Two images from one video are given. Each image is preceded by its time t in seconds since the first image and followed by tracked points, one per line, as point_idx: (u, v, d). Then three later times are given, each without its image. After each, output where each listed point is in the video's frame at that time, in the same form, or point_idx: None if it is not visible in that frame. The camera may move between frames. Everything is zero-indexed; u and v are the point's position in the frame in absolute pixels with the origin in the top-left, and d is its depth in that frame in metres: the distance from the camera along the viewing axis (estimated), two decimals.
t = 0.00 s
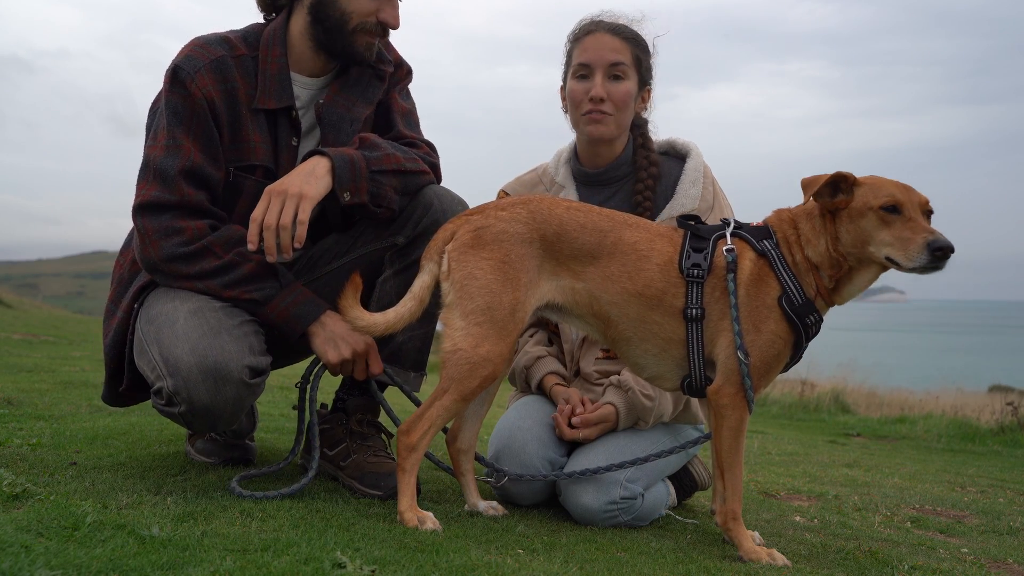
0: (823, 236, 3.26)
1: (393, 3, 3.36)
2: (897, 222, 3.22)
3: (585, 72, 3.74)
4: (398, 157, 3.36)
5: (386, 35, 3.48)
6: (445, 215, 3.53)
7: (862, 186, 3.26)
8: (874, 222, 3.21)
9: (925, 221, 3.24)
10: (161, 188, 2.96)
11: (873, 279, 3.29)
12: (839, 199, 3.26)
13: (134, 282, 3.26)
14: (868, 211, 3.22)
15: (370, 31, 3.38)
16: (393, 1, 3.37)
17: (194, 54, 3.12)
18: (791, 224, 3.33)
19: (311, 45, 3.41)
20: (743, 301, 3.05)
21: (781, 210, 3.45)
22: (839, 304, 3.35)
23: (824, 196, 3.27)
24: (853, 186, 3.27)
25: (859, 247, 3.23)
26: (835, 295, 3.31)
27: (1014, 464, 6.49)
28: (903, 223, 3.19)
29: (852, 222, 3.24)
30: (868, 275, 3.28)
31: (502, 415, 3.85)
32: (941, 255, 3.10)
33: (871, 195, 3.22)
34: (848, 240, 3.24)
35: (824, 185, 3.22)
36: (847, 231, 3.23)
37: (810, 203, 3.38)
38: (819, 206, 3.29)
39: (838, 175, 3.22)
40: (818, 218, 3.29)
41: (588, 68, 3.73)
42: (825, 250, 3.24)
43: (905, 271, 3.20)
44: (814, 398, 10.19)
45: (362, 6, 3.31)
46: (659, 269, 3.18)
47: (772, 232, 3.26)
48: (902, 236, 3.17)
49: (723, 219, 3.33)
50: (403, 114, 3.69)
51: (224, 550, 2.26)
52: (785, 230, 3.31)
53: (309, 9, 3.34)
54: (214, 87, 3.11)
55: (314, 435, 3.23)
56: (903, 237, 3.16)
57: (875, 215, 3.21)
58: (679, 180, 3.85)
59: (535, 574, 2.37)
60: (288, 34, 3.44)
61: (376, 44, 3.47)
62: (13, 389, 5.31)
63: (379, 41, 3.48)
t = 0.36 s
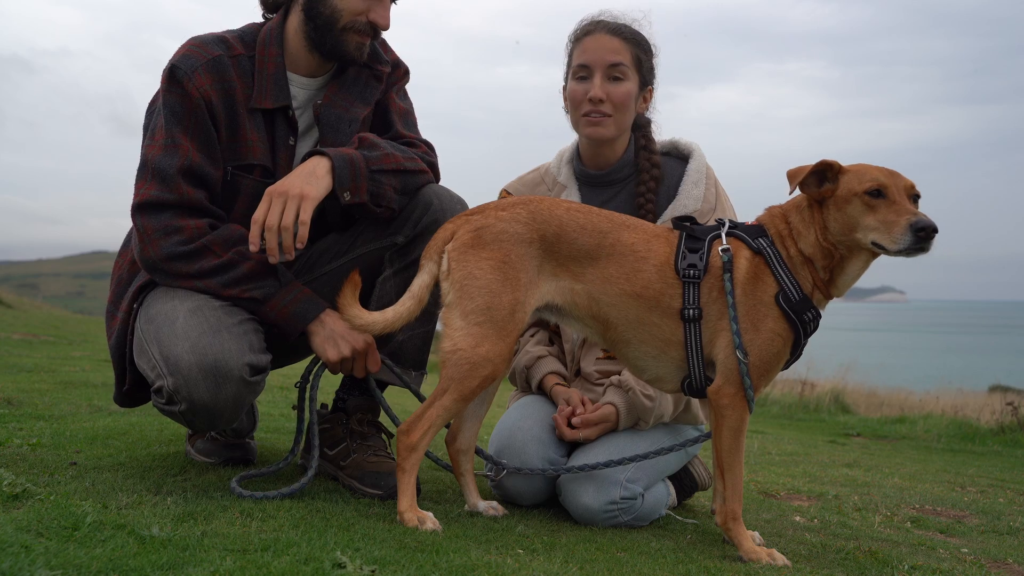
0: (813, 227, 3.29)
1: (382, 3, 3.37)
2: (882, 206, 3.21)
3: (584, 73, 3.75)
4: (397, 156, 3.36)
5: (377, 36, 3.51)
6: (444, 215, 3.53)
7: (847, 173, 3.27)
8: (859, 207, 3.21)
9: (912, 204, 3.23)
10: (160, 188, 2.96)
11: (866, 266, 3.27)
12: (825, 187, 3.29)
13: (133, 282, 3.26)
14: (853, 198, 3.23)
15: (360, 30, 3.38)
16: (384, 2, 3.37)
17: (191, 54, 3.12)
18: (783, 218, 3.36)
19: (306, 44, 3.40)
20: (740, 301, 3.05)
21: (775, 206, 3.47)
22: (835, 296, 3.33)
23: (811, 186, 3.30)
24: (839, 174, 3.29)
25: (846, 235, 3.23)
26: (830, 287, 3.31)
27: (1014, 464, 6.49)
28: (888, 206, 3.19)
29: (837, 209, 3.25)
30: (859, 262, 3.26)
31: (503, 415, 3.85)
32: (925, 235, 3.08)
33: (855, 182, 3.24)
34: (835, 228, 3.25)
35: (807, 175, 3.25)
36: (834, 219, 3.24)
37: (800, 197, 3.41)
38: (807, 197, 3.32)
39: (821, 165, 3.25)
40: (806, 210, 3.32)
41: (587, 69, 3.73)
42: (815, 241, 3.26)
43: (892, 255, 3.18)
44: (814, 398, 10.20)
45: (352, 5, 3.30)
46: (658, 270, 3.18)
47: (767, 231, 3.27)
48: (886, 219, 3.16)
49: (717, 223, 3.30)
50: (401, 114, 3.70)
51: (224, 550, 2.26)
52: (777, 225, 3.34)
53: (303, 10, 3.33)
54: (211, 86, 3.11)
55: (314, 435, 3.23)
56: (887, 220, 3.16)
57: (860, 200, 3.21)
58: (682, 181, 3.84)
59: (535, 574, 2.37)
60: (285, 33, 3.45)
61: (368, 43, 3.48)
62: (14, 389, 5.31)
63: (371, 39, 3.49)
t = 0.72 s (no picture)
0: (812, 226, 3.28)
1: (378, 3, 3.37)
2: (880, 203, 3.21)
3: (581, 70, 3.75)
4: (392, 157, 3.36)
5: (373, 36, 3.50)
6: (442, 215, 3.53)
7: (844, 172, 3.28)
8: (857, 205, 3.21)
9: (910, 201, 3.23)
10: (158, 188, 2.96)
11: (865, 264, 3.27)
12: (823, 187, 3.29)
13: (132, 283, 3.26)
14: (851, 196, 3.23)
15: (354, 30, 3.36)
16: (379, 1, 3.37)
17: (189, 53, 3.12)
18: (781, 218, 3.36)
19: (303, 44, 3.41)
20: (740, 301, 3.05)
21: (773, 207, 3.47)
22: (835, 295, 3.32)
23: (810, 186, 3.31)
24: (836, 174, 3.30)
25: (845, 233, 3.23)
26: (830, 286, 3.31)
27: (1014, 464, 6.49)
28: (886, 204, 3.19)
29: (836, 207, 3.25)
30: (858, 260, 3.27)
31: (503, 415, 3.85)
32: (924, 231, 3.08)
33: (853, 180, 3.24)
34: (834, 227, 3.25)
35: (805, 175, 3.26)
36: (833, 217, 3.25)
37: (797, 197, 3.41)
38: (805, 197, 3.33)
39: (819, 164, 3.25)
40: (804, 210, 3.32)
41: (584, 66, 3.74)
42: (814, 240, 3.26)
43: (891, 252, 3.18)
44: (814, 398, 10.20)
45: (347, 4, 3.30)
46: (656, 270, 3.18)
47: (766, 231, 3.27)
48: (885, 216, 3.17)
49: (717, 223, 3.29)
50: (398, 113, 3.70)
51: (224, 550, 2.26)
52: (776, 225, 3.33)
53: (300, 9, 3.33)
54: (209, 86, 3.11)
55: (314, 435, 3.23)
56: (886, 217, 3.16)
57: (859, 198, 3.22)
58: (683, 181, 3.84)
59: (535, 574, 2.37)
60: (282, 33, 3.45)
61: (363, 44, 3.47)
62: (14, 389, 5.32)
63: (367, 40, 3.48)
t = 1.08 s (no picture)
0: (811, 226, 3.28)
1: (377, 3, 3.35)
2: (880, 203, 3.21)
3: (579, 68, 3.75)
4: (390, 156, 3.36)
5: (373, 36, 3.49)
6: (441, 215, 3.53)
7: (844, 172, 3.28)
8: (857, 205, 3.21)
9: (909, 201, 3.23)
10: (158, 186, 2.96)
11: (864, 263, 3.27)
12: (822, 187, 3.30)
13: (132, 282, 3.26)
14: (850, 196, 3.23)
15: (353, 30, 3.36)
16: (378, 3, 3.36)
17: (187, 52, 3.13)
18: (780, 218, 3.36)
19: (301, 44, 3.40)
20: (740, 301, 3.05)
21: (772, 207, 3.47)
22: (835, 295, 3.32)
23: (809, 186, 3.31)
24: (835, 173, 3.30)
25: (844, 233, 3.23)
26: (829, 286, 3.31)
27: (1014, 464, 6.49)
28: (885, 203, 3.19)
29: (836, 207, 3.25)
30: (858, 260, 3.26)
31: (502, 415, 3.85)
32: (923, 230, 3.08)
33: (852, 179, 3.24)
34: (834, 226, 3.25)
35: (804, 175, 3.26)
36: (832, 217, 3.25)
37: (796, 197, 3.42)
38: (804, 198, 3.33)
39: (818, 164, 3.26)
40: (804, 210, 3.31)
41: (582, 65, 3.74)
42: (813, 240, 3.26)
43: (891, 252, 3.18)
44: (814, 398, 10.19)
45: (346, 5, 3.29)
46: (655, 270, 3.18)
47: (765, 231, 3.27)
48: (884, 215, 3.16)
49: (717, 223, 3.29)
50: (398, 113, 3.69)
51: (224, 550, 2.26)
52: (775, 225, 3.33)
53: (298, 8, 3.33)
54: (208, 84, 3.11)
55: (314, 434, 3.23)
56: (885, 217, 3.16)
57: (858, 198, 3.22)
58: (683, 181, 3.84)
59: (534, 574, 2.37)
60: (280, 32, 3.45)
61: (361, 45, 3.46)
62: (14, 389, 5.32)
63: (365, 40, 3.47)
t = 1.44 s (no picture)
0: (812, 227, 3.28)
1: (375, 5, 3.36)
2: (880, 202, 3.21)
3: (581, 69, 3.75)
4: (388, 156, 3.36)
5: (372, 37, 3.49)
6: (441, 215, 3.53)
7: (843, 172, 3.29)
8: (857, 205, 3.21)
9: (909, 200, 3.23)
10: (157, 186, 2.97)
11: (864, 263, 3.27)
12: (822, 187, 3.30)
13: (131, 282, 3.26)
14: (850, 195, 3.23)
15: (352, 30, 3.36)
16: (376, 4, 3.36)
17: (186, 51, 3.13)
18: (780, 219, 3.36)
19: (300, 44, 3.40)
20: (740, 301, 3.05)
21: (771, 208, 3.47)
22: (835, 295, 3.32)
23: (808, 186, 3.31)
24: (834, 173, 3.31)
25: (844, 233, 3.23)
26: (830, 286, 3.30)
27: (1014, 464, 6.49)
28: (885, 202, 3.19)
29: (836, 207, 3.25)
30: (858, 259, 3.26)
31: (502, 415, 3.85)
32: (923, 229, 3.08)
33: (852, 179, 3.24)
34: (834, 227, 3.25)
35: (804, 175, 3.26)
36: (832, 217, 3.25)
37: (795, 197, 3.42)
38: (803, 198, 3.33)
39: (818, 164, 3.26)
40: (804, 210, 3.31)
41: (584, 66, 3.73)
42: (813, 240, 3.26)
43: (891, 251, 3.18)
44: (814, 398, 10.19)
45: (344, 6, 3.29)
46: (655, 270, 3.18)
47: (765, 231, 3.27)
48: (884, 214, 3.17)
49: (717, 223, 3.29)
50: (398, 113, 3.69)
51: (224, 550, 2.26)
52: (774, 225, 3.33)
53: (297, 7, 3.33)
54: (206, 83, 3.11)
55: (314, 434, 3.22)
56: (885, 216, 3.16)
57: (858, 197, 3.22)
58: (682, 181, 3.84)
59: (534, 574, 2.37)
60: (279, 31, 3.45)
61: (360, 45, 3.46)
62: (13, 389, 5.32)
63: (364, 41, 3.48)
